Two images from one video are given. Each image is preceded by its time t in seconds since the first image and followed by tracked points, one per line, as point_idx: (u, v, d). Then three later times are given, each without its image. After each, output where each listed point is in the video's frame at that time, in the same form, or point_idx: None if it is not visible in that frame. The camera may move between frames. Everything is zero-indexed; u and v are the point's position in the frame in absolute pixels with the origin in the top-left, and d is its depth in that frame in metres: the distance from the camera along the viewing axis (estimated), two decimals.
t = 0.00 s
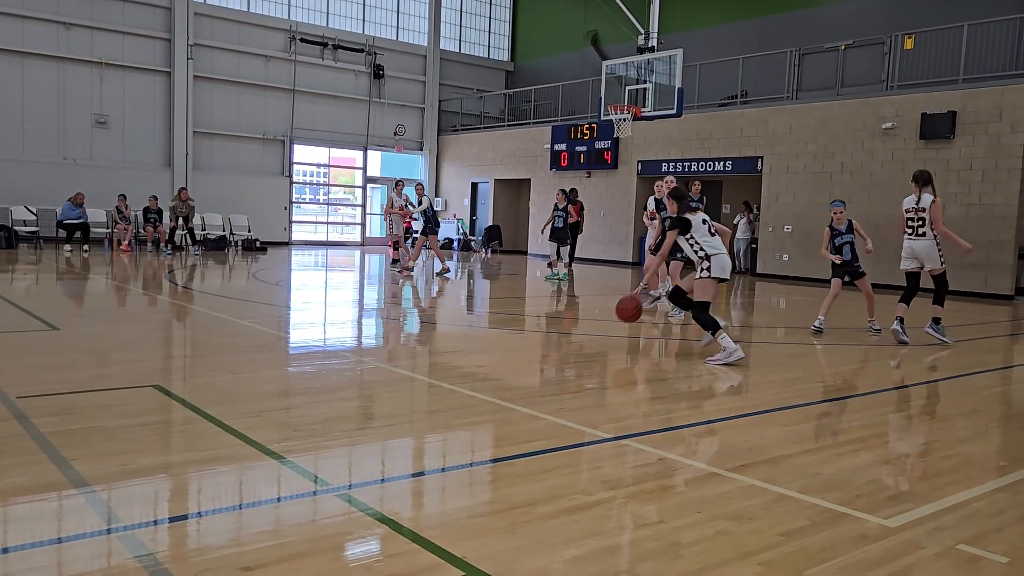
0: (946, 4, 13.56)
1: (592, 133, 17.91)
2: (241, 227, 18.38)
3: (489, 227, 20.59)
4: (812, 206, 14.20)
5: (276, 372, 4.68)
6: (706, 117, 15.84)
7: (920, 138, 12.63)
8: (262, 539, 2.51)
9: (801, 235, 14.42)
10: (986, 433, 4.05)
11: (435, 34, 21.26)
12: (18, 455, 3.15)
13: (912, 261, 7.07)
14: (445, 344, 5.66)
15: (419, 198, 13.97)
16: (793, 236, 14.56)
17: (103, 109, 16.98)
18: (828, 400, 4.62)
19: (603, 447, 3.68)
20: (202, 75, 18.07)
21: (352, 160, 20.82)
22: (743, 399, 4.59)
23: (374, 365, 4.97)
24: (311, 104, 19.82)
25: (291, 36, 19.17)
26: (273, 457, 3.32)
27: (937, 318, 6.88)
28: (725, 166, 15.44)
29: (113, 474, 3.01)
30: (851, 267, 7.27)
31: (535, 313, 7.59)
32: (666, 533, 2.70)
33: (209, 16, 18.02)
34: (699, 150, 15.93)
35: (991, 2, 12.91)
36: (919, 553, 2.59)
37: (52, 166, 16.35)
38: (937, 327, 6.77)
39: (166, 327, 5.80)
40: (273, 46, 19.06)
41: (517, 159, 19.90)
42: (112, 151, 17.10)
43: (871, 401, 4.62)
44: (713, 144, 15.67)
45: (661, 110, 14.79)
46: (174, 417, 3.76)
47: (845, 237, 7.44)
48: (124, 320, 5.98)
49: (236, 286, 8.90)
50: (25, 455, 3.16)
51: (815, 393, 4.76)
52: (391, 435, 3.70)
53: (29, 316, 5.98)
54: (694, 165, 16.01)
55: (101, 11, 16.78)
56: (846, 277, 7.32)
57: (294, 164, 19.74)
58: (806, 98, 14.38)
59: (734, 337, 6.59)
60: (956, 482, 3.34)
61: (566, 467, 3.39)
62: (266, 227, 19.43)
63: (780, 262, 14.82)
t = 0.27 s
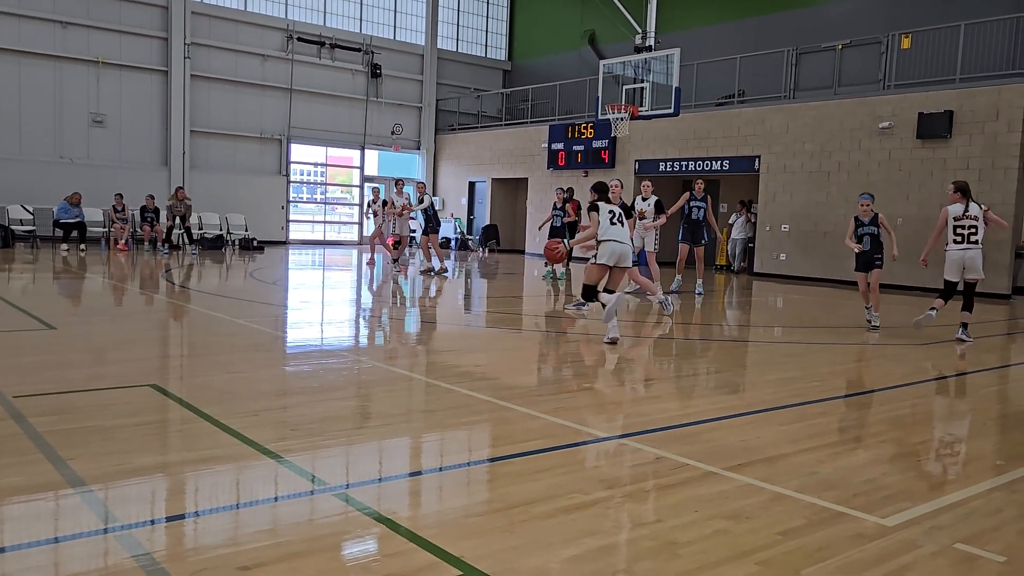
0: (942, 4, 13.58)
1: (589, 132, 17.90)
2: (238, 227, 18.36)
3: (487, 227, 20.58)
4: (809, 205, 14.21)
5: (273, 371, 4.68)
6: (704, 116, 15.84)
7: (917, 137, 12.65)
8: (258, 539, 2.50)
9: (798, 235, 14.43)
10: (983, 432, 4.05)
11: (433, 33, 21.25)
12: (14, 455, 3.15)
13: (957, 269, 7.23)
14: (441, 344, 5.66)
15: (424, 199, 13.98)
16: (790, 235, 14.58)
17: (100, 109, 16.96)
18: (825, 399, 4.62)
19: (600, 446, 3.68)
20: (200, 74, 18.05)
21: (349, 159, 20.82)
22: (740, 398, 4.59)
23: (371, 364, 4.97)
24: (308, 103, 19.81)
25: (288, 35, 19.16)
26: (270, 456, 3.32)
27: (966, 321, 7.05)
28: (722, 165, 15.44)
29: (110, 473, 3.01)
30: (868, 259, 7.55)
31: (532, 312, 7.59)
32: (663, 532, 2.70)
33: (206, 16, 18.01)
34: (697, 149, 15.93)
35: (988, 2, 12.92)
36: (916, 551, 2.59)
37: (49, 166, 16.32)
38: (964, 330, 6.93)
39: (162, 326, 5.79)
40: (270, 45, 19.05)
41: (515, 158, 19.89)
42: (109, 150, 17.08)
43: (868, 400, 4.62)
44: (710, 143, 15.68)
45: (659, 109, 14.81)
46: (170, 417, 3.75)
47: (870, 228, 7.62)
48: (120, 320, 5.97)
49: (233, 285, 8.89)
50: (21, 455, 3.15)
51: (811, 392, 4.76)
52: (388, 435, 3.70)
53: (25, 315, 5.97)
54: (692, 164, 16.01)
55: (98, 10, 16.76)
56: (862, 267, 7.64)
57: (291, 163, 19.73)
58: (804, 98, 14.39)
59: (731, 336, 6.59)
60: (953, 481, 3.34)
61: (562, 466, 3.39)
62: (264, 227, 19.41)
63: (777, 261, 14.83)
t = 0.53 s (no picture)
0: (940, 4, 13.60)
1: (587, 132, 17.91)
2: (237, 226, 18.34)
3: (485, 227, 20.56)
4: (807, 205, 14.23)
5: (271, 371, 4.68)
6: (701, 116, 15.84)
7: (915, 137, 12.66)
8: (257, 539, 2.51)
9: (796, 234, 14.44)
10: (981, 432, 4.06)
11: (431, 33, 21.24)
12: (12, 455, 3.14)
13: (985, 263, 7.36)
14: (440, 344, 5.66)
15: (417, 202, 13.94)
16: (788, 235, 14.59)
17: (98, 108, 16.95)
18: (822, 398, 4.63)
19: (598, 446, 3.68)
20: (197, 74, 18.03)
21: (347, 159, 20.81)
22: (737, 398, 4.59)
23: (368, 365, 4.96)
24: (306, 103, 19.79)
25: (286, 35, 19.14)
26: (268, 457, 3.32)
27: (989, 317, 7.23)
28: (720, 165, 15.45)
29: (108, 473, 3.01)
30: (882, 264, 7.96)
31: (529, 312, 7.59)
32: (662, 532, 2.70)
33: (204, 15, 17.99)
34: (695, 149, 15.94)
35: (986, 2, 12.94)
36: (914, 551, 2.59)
37: (46, 166, 16.29)
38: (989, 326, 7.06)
39: (160, 326, 5.77)
40: (268, 45, 19.03)
41: (513, 158, 19.89)
42: (107, 150, 17.06)
43: (866, 400, 4.63)
44: (709, 143, 15.68)
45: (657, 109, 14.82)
46: (169, 417, 3.75)
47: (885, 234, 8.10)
48: (118, 320, 5.96)
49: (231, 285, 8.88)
50: (19, 455, 3.14)
51: (810, 392, 4.76)
52: (387, 434, 3.70)
53: (22, 316, 5.96)
54: (690, 164, 16.01)
55: (96, 10, 16.74)
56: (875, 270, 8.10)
57: (289, 163, 19.72)
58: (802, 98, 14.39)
59: (728, 336, 6.60)
60: (951, 480, 3.34)
61: (561, 466, 3.39)
62: (262, 227, 19.39)
63: (775, 261, 14.84)
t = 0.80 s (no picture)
0: (939, 4, 13.61)
1: (586, 133, 17.92)
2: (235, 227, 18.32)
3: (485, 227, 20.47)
4: (805, 205, 14.24)
5: (270, 371, 4.67)
6: (700, 116, 15.84)
7: (914, 137, 12.67)
8: (256, 539, 2.50)
9: (795, 234, 14.44)
10: (981, 431, 4.06)
11: (430, 33, 21.24)
12: (11, 456, 3.14)
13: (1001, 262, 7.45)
14: (438, 344, 5.65)
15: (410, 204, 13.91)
16: (786, 235, 14.60)
17: (96, 109, 16.94)
18: (822, 398, 4.63)
19: (598, 446, 3.68)
20: (196, 75, 18.02)
21: (346, 159, 20.80)
22: (737, 399, 4.59)
23: (367, 365, 4.95)
24: (305, 103, 19.78)
25: (285, 35, 19.14)
26: (266, 457, 3.31)
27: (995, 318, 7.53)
28: (719, 165, 15.46)
29: (107, 473, 3.01)
30: (893, 262, 8.31)
31: (528, 312, 7.59)
32: (661, 532, 2.70)
33: (203, 16, 17.99)
34: (694, 149, 15.95)
35: (984, 2, 12.95)
36: (913, 551, 2.60)
37: (45, 166, 16.28)
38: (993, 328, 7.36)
39: (159, 327, 5.77)
40: (267, 45, 19.02)
41: (512, 158, 19.88)
42: (106, 150, 17.05)
43: (866, 399, 4.63)
44: (707, 143, 15.69)
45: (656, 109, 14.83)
46: (168, 417, 3.75)
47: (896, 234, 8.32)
48: (117, 320, 5.95)
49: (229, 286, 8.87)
50: (17, 455, 3.14)
51: (809, 392, 4.76)
52: (386, 435, 3.70)
53: (21, 316, 5.95)
54: (689, 165, 16.02)
55: (95, 11, 16.74)
56: (888, 269, 8.36)
57: (288, 163, 19.71)
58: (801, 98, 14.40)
59: (727, 336, 6.60)
60: (950, 481, 3.34)
61: (560, 467, 3.38)
62: (260, 227, 19.38)
63: (774, 261, 14.85)
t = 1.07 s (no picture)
0: (939, 5, 13.62)
1: (586, 133, 17.93)
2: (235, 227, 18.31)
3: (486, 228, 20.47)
4: (805, 205, 14.24)
5: (270, 372, 4.67)
6: (700, 117, 15.85)
7: (913, 138, 12.68)
8: (256, 540, 2.50)
9: (795, 235, 14.44)
10: (980, 432, 4.06)
11: (429, 34, 21.25)
12: (11, 457, 3.13)
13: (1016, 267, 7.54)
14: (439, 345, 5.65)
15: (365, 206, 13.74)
16: (786, 236, 14.60)
17: (96, 110, 16.93)
18: (822, 399, 4.63)
19: (598, 446, 3.68)
20: (196, 75, 18.02)
21: (346, 160, 20.80)
22: (737, 399, 4.59)
23: (366, 366, 4.95)
24: (305, 104, 19.78)
25: (285, 36, 19.15)
26: (265, 458, 3.31)
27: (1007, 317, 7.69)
28: (719, 166, 15.47)
29: (106, 474, 3.01)
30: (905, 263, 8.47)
31: (529, 313, 7.59)
32: (661, 532, 2.70)
33: (203, 17, 17.99)
34: (693, 150, 15.95)
35: (984, 2, 12.96)
36: (913, 551, 2.60)
37: (45, 167, 16.28)
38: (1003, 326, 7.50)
39: (159, 327, 5.77)
40: (267, 46, 19.02)
41: (512, 159, 19.89)
42: (105, 150, 17.05)
43: (866, 400, 4.63)
44: (707, 144, 15.70)
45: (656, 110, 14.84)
46: (167, 418, 3.75)
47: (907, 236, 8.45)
48: (116, 321, 5.95)
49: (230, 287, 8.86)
50: (15, 457, 3.14)
51: (809, 392, 4.77)
52: (386, 436, 3.69)
53: (20, 317, 5.94)
54: (689, 165, 16.03)
55: (94, 11, 16.73)
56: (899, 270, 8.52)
57: (288, 164, 19.71)
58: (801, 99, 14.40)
59: (727, 337, 6.60)
60: (950, 481, 3.34)
61: (561, 468, 3.38)
62: (260, 227, 19.38)
63: (773, 261, 14.85)
